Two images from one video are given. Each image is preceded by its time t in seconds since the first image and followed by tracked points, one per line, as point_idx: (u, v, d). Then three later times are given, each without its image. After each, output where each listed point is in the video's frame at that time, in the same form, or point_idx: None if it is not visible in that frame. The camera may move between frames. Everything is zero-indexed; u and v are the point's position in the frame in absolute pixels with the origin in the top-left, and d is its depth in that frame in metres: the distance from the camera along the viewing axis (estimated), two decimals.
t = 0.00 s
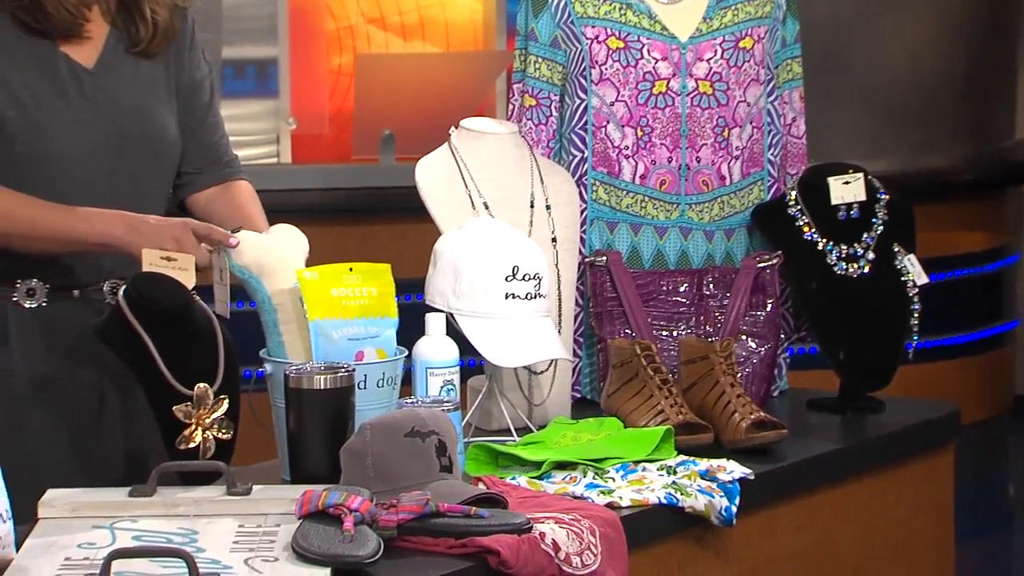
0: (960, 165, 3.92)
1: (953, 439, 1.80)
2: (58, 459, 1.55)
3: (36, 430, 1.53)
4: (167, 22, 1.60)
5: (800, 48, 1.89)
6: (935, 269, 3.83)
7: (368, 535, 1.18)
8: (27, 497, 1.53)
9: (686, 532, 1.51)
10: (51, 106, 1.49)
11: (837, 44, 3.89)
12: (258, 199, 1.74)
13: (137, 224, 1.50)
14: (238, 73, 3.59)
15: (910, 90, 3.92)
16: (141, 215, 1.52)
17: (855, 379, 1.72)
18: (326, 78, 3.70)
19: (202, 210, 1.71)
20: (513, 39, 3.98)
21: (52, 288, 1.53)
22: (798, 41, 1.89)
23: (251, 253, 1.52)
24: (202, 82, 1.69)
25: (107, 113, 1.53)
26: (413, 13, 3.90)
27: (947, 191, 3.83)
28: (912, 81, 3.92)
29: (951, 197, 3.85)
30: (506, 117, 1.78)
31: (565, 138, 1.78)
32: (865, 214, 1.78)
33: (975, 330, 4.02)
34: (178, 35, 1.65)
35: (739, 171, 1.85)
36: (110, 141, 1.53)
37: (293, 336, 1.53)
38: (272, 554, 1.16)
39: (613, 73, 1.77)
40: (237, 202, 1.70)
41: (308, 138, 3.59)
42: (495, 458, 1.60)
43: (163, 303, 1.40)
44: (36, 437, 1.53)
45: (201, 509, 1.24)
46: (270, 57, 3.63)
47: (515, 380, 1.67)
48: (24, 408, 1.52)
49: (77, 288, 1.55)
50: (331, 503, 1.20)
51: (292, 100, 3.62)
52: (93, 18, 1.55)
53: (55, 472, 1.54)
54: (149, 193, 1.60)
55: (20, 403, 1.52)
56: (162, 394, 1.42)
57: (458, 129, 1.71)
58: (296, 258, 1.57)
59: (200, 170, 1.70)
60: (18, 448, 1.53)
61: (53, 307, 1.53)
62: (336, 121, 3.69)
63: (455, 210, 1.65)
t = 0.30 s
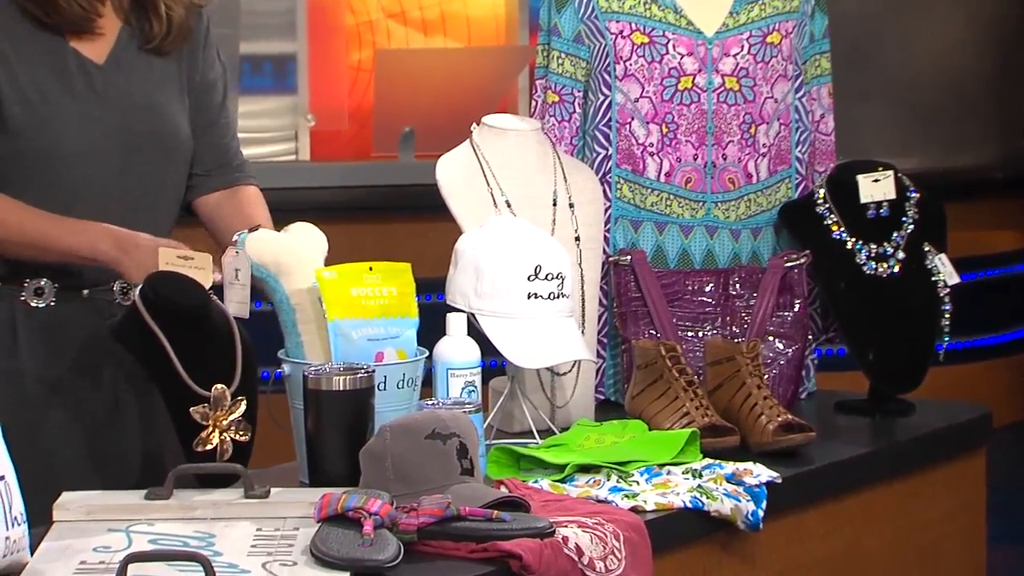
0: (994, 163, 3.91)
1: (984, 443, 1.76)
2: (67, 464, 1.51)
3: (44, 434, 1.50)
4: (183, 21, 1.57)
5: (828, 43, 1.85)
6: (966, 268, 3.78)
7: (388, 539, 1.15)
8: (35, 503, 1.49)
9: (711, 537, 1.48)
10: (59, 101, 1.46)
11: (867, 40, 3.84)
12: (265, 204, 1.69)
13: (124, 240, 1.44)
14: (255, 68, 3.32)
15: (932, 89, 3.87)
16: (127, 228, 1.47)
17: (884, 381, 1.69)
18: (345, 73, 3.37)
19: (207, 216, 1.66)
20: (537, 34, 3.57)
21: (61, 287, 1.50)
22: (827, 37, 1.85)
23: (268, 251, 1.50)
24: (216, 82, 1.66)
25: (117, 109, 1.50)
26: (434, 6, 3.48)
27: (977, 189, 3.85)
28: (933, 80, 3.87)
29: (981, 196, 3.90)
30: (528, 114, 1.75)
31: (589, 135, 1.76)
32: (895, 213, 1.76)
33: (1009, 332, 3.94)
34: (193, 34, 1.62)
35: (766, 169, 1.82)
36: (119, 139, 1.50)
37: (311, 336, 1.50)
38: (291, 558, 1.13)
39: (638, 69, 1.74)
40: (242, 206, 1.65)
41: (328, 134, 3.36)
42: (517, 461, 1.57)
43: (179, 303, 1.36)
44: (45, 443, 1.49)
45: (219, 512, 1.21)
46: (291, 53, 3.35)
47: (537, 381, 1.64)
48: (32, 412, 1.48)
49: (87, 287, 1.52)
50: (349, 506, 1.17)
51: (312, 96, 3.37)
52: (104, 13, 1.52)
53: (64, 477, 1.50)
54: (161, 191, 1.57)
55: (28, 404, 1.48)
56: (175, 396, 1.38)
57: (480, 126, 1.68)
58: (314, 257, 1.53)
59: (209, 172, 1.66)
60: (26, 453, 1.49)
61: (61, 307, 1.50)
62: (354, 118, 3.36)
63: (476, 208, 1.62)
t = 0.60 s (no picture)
0: None
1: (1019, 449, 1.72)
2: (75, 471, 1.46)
3: (50, 439, 1.45)
4: (194, 21, 1.52)
5: (862, 36, 1.81)
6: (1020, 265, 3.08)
7: (407, 546, 1.11)
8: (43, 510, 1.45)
9: (743, 544, 1.43)
10: (63, 97, 1.40)
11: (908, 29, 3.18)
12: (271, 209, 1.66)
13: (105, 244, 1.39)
14: (273, 61, 2.88)
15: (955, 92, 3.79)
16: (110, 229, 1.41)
17: (917, 383, 1.67)
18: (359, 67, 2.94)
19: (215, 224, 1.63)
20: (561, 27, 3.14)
21: (63, 286, 1.46)
22: (860, 29, 1.81)
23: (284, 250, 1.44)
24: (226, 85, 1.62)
25: (124, 105, 1.44)
26: None
27: None
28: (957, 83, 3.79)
29: None
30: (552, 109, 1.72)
31: (614, 131, 1.72)
32: (930, 211, 1.73)
33: None
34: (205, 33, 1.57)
35: (797, 165, 1.77)
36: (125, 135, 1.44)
37: (329, 337, 1.45)
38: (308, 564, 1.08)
39: (665, 63, 1.70)
40: (251, 208, 1.62)
41: (345, 131, 2.91)
42: (540, 466, 1.52)
43: (194, 303, 1.31)
44: (51, 448, 1.45)
45: (235, 517, 1.16)
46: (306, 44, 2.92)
47: (561, 384, 1.61)
48: (39, 417, 1.45)
49: (89, 287, 1.48)
50: (369, 512, 1.12)
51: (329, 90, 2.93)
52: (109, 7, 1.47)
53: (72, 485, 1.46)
54: (171, 190, 1.52)
55: (32, 406, 1.44)
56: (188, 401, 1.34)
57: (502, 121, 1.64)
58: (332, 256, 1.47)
59: (220, 180, 1.63)
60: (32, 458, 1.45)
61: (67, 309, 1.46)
62: (373, 114, 2.93)
63: (498, 206, 1.58)
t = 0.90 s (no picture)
0: None
1: None
2: (84, 474, 1.43)
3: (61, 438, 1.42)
4: (201, 16, 1.48)
5: (893, 28, 1.76)
6: None
7: (425, 552, 1.04)
8: (53, 511, 1.42)
9: (770, 552, 1.39)
10: (71, 89, 1.36)
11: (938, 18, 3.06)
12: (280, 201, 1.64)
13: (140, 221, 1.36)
14: (286, 56, 2.84)
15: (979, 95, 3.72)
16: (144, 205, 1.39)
17: (951, 386, 1.64)
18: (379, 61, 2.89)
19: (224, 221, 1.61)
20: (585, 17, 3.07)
21: (70, 284, 1.42)
22: (892, 21, 1.76)
23: (298, 247, 1.39)
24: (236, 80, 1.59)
25: (132, 97, 1.40)
26: None
27: None
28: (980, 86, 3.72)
29: None
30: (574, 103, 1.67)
31: (638, 126, 1.68)
32: (964, 208, 1.70)
33: None
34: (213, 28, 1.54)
35: (826, 162, 1.74)
36: (133, 127, 1.40)
37: (346, 339, 1.40)
38: (323, 572, 1.03)
39: (690, 56, 1.66)
40: (259, 205, 1.60)
41: (362, 126, 2.89)
42: (562, 470, 1.48)
43: (207, 303, 1.26)
44: (63, 448, 1.42)
45: (249, 522, 1.11)
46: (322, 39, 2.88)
47: (584, 386, 1.57)
48: (52, 415, 1.41)
49: (100, 287, 1.43)
50: (387, 517, 1.06)
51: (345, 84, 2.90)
52: None
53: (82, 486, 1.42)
54: (182, 185, 1.48)
55: (42, 404, 1.40)
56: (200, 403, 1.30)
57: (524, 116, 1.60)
58: (348, 254, 1.43)
59: (233, 177, 1.61)
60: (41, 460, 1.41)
61: (77, 307, 1.41)
62: (391, 109, 2.91)
63: (521, 204, 1.54)
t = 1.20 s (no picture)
0: None
1: None
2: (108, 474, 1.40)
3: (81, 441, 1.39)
4: None
5: (925, 20, 1.74)
6: None
7: (443, 560, 0.98)
8: (70, 516, 1.39)
9: (798, 560, 1.34)
10: (96, 81, 1.35)
11: None
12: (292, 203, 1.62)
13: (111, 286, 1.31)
14: (300, 49, 2.60)
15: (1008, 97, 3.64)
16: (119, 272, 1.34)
17: (985, 389, 1.61)
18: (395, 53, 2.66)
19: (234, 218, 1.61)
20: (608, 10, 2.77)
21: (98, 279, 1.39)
22: (924, 13, 1.74)
23: (312, 245, 1.31)
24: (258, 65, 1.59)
25: (159, 87, 1.39)
26: None
27: None
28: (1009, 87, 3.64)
29: None
30: (597, 97, 1.65)
31: (662, 121, 1.66)
32: (998, 205, 1.67)
33: None
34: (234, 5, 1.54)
35: (856, 157, 1.72)
36: (164, 116, 1.40)
37: (362, 341, 1.31)
38: None
39: (716, 49, 1.65)
40: (263, 212, 1.58)
41: (378, 121, 2.66)
42: (583, 476, 1.44)
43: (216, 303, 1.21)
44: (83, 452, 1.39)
45: (261, 529, 1.06)
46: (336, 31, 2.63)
47: (606, 390, 1.52)
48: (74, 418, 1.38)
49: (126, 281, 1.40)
50: (401, 524, 1.00)
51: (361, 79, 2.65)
52: None
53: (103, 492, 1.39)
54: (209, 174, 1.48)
55: (65, 405, 1.38)
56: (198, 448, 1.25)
57: (544, 110, 1.56)
58: (364, 253, 1.33)
59: (250, 172, 1.61)
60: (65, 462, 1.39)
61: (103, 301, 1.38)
62: (408, 103, 2.67)
63: (539, 200, 1.50)
